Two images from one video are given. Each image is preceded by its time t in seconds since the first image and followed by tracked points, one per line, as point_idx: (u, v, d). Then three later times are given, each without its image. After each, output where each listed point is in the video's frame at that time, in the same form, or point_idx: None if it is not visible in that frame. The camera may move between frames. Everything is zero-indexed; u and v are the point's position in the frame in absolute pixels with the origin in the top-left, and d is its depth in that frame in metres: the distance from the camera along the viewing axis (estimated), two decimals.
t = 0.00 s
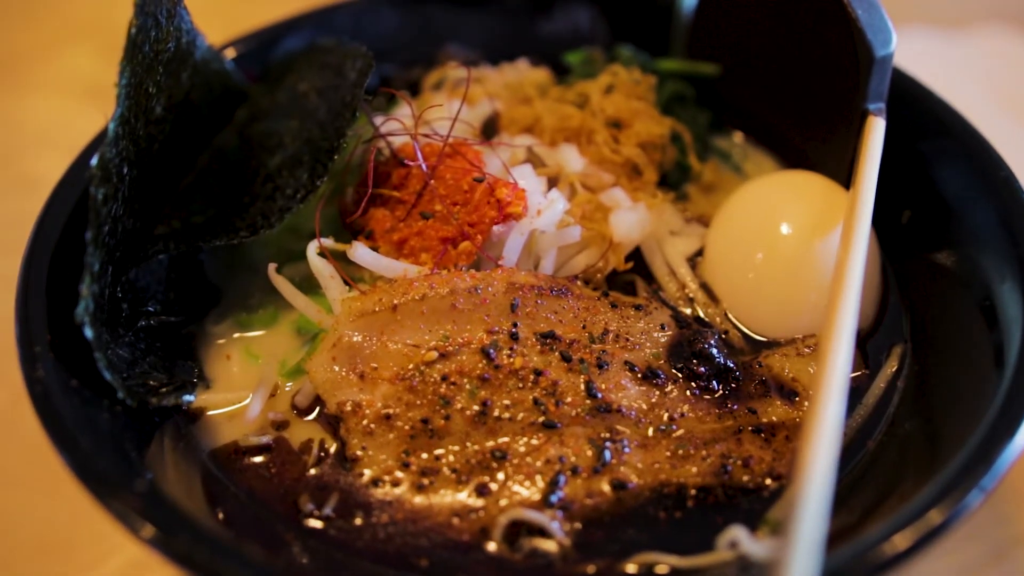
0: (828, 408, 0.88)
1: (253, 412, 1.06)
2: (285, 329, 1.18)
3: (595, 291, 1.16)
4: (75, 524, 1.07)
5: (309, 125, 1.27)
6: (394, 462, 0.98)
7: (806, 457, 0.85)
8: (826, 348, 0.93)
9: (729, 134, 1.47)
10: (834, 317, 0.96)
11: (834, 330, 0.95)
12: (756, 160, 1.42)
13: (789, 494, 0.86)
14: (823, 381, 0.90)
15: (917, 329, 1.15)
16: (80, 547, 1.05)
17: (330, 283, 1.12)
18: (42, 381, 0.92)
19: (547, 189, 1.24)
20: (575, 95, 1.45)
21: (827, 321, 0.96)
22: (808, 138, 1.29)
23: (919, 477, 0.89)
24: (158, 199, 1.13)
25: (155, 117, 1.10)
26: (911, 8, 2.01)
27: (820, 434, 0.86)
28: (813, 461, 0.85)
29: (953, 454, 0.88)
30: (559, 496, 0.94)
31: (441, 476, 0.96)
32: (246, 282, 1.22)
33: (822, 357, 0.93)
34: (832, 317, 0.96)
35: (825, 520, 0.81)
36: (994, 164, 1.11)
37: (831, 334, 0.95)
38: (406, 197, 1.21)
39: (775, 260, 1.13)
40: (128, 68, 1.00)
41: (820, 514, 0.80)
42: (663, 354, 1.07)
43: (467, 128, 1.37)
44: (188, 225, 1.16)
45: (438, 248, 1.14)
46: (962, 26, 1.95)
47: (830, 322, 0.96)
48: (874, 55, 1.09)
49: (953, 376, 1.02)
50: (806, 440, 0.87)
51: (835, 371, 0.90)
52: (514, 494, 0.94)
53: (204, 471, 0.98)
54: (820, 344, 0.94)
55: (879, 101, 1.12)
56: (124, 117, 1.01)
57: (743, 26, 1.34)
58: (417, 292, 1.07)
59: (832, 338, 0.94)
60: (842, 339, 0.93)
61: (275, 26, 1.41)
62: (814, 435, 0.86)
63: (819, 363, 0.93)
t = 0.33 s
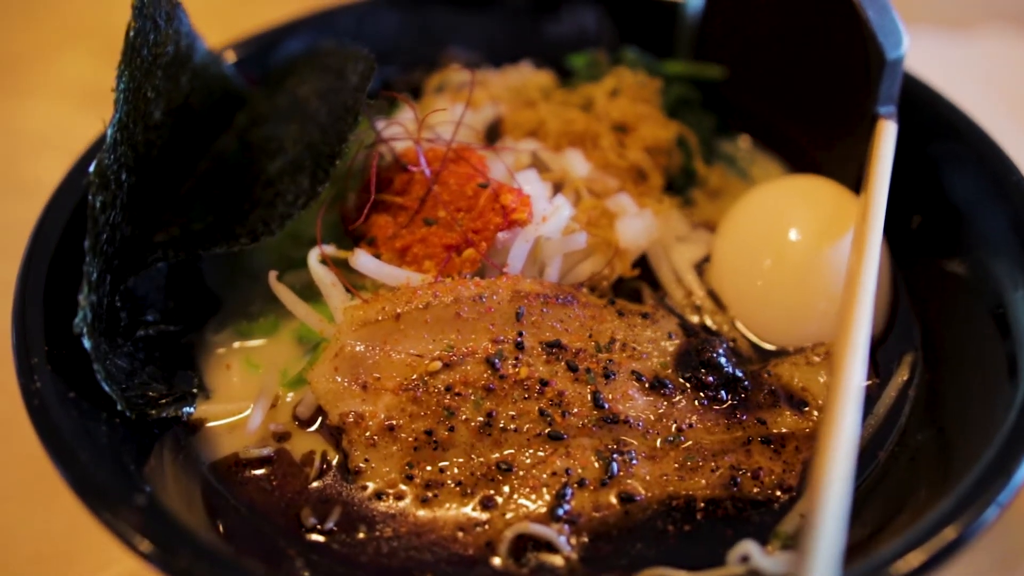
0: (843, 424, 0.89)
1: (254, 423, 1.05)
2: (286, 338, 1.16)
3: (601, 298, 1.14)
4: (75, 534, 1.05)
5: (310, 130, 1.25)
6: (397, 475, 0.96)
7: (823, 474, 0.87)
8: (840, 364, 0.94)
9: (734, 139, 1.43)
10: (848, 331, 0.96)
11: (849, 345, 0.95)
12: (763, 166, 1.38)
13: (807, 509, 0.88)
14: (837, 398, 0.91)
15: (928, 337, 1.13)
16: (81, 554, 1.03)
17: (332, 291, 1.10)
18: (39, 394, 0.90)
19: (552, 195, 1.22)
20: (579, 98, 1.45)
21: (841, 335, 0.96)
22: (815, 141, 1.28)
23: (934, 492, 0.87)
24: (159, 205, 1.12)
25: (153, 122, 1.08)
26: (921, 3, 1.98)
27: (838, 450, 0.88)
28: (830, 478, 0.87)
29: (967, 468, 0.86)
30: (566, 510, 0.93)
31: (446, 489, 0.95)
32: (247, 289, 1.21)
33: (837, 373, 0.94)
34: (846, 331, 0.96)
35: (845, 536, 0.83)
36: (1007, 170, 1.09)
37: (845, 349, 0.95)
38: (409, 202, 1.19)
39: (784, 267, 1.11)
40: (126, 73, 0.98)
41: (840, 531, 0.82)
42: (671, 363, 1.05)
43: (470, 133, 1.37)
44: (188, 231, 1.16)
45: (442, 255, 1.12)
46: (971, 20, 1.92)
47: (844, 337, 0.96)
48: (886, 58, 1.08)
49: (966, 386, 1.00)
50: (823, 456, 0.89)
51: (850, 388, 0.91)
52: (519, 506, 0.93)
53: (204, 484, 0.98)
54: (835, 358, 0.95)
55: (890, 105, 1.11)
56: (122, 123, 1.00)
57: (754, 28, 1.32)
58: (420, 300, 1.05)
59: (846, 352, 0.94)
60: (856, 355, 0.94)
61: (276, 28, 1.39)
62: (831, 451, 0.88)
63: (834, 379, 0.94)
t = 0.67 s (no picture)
0: (858, 440, 0.89)
1: (254, 436, 1.04)
2: (286, 347, 1.15)
3: (606, 307, 1.12)
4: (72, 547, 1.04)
5: (311, 136, 1.24)
6: (401, 489, 0.95)
7: (838, 491, 0.87)
8: (853, 377, 0.94)
9: (739, 144, 1.41)
10: (861, 344, 0.95)
11: (862, 358, 0.94)
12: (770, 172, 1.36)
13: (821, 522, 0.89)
14: (851, 413, 0.91)
15: (938, 347, 1.11)
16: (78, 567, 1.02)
17: (333, 301, 1.08)
18: (35, 407, 0.89)
19: (556, 203, 1.20)
20: (582, 102, 1.44)
21: (854, 348, 0.95)
22: (822, 146, 1.26)
23: (947, 507, 0.86)
24: (157, 213, 1.10)
25: (151, 128, 1.05)
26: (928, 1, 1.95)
27: (853, 466, 0.88)
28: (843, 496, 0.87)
29: (982, 483, 0.85)
30: (572, 524, 0.91)
31: (450, 504, 0.93)
32: (247, 298, 1.19)
33: (850, 387, 0.93)
34: (858, 344, 0.95)
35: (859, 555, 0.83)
36: (1018, 177, 1.08)
37: (858, 362, 0.95)
38: (412, 210, 1.17)
39: (791, 275, 1.10)
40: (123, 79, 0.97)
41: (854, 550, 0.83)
42: (677, 373, 1.04)
43: (473, 139, 1.35)
44: (185, 240, 1.14)
45: (445, 264, 1.11)
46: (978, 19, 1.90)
47: (856, 350, 0.95)
48: (894, 62, 1.06)
49: (979, 398, 0.99)
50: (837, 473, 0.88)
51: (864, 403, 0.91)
52: (525, 521, 0.92)
53: (203, 499, 0.96)
54: (848, 371, 0.95)
55: (899, 110, 1.09)
56: (120, 129, 0.98)
57: (761, 32, 1.31)
58: (423, 310, 1.04)
59: (860, 366, 0.94)
60: (870, 369, 0.93)
61: (275, 31, 1.36)
62: (846, 468, 0.88)
63: (847, 392, 0.93)
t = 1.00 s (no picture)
0: (871, 463, 0.88)
1: (253, 450, 1.01)
2: (284, 358, 1.12)
3: (610, 318, 1.11)
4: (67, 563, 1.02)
5: (309, 142, 1.22)
6: (403, 505, 0.93)
7: (851, 512, 0.85)
8: (864, 397, 0.93)
9: (744, 149, 1.40)
10: (871, 364, 0.94)
11: (872, 378, 0.93)
12: (774, 177, 1.35)
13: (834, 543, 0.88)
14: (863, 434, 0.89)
15: (946, 358, 1.09)
16: None
17: (333, 312, 1.07)
18: (29, 424, 0.87)
19: (559, 212, 1.18)
20: (585, 108, 1.42)
21: (864, 368, 0.95)
22: (828, 154, 1.24)
23: (960, 525, 0.84)
24: (153, 218, 1.11)
25: (147, 136, 1.05)
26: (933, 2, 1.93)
27: (866, 487, 0.86)
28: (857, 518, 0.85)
29: (996, 501, 0.83)
30: (577, 541, 0.89)
31: (453, 520, 0.91)
32: (244, 306, 1.17)
33: (861, 407, 0.92)
34: (869, 364, 0.94)
35: None
36: None
37: (868, 382, 0.94)
38: (412, 219, 1.15)
39: (797, 284, 1.08)
40: (118, 87, 0.94)
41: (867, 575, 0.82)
42: (684, 386, 1.02)
43: (474, 147, 1.32)
44: (181, 246, 1.15)
45: (447, 275, 1.09)
46: (985, 18, 1.87)
47: (867, 370, 0.94)
48: (902, 70, 1.05)
49: (990, 412, 0.97)
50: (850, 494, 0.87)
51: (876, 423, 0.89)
52: (529, 538, 0.90)
53: (201, 514, 0.95)
54: (859, 391, 0.94)
55: (907, 119, 1.09)
56: (115, 139, 0.96)
57: (766, 37, 1.29)
58: (425, 322, 1.02)
59: (870, 387, 0.93)
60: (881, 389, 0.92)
61: (272, 35, 1.35)
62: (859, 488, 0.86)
63: (858, 413, 0.92)
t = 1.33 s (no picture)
0: (883, 487, 0.88)
1: (250, 466, 0.99)
2: (282, 371, 1.11)
3: (613, 331, 1.08)
4: None
5: (305, 151, 1.21)
6: (402, 523, 0.91)
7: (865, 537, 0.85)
8: (876, 418, 0.92)
9: (747, 156, 1.39)
10: (882, 385, 0.94)
11: (883, 400, 0.93)
12: (777, 185, 1.34)
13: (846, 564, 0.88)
14: (876, 457, 0.89)
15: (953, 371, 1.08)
16: None
17: (330, 325, 1.04)
18: (21, 441, 0.85)
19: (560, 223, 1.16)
20: (586, 115, 1.40)
21: (875, 389, 0.94)
22: (833, 163, 1.23)
23: (970, 547, 0.83)
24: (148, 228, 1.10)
25: (140, 146, 1.04)
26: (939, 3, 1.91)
27: (878, 513, 0.86)
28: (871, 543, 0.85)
29: (1007, 524, 0.82)
30: (581, 560, 0.88)
31: (454, 538, 0.90)
32: (239, 318, 1.15)
33: (872, 430, 0.91)
34: (880, 385, 0.94)
35: None
36: None
37: (880, 404, 0.93)
38: (412, 230, 1.12)
39: (802, 295, 1.07)
40: (111, 98, 0.92)
41: None
42: (688, 401, 1.00)
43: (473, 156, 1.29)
44: (176, 257, 1.12)
45: (447, 288, 1.06)
46: (991, 19, 1.85)
47: (878, 391, 0.94)
48: (909, 79, 1.03)
49: (999, 429, 0.96)
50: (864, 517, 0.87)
51: (889, 447, 0.89)
52: (531, 557, 0.89)
53: (196, 534, 0.93)
54: (870, 412, 0.93)
55: (913, 128, 1.07)
56: (108, 150, 0.94)
57: (769, 43, 1.28)
58: (425, 336, 0.99)
59: (882, 409, 0.92)
60: (892, 411, 0.91)
61: (267, 41, 1.33)
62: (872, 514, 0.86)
63: (869, 434, 0.92)
